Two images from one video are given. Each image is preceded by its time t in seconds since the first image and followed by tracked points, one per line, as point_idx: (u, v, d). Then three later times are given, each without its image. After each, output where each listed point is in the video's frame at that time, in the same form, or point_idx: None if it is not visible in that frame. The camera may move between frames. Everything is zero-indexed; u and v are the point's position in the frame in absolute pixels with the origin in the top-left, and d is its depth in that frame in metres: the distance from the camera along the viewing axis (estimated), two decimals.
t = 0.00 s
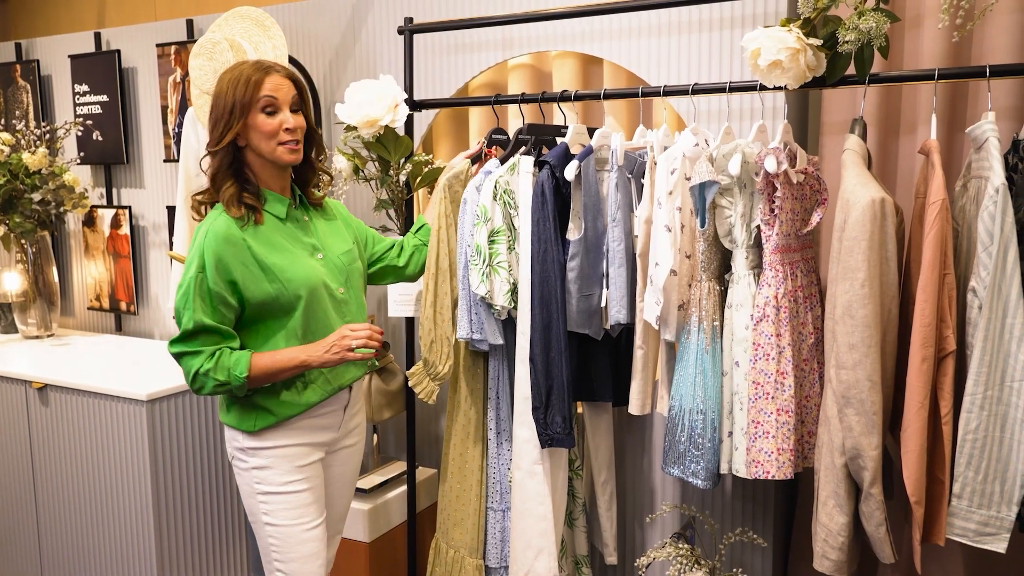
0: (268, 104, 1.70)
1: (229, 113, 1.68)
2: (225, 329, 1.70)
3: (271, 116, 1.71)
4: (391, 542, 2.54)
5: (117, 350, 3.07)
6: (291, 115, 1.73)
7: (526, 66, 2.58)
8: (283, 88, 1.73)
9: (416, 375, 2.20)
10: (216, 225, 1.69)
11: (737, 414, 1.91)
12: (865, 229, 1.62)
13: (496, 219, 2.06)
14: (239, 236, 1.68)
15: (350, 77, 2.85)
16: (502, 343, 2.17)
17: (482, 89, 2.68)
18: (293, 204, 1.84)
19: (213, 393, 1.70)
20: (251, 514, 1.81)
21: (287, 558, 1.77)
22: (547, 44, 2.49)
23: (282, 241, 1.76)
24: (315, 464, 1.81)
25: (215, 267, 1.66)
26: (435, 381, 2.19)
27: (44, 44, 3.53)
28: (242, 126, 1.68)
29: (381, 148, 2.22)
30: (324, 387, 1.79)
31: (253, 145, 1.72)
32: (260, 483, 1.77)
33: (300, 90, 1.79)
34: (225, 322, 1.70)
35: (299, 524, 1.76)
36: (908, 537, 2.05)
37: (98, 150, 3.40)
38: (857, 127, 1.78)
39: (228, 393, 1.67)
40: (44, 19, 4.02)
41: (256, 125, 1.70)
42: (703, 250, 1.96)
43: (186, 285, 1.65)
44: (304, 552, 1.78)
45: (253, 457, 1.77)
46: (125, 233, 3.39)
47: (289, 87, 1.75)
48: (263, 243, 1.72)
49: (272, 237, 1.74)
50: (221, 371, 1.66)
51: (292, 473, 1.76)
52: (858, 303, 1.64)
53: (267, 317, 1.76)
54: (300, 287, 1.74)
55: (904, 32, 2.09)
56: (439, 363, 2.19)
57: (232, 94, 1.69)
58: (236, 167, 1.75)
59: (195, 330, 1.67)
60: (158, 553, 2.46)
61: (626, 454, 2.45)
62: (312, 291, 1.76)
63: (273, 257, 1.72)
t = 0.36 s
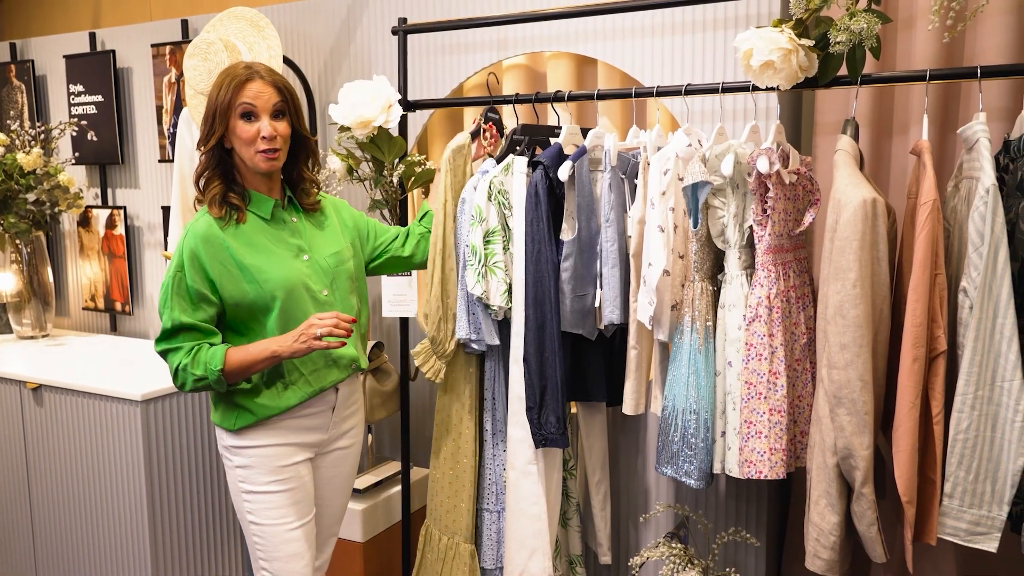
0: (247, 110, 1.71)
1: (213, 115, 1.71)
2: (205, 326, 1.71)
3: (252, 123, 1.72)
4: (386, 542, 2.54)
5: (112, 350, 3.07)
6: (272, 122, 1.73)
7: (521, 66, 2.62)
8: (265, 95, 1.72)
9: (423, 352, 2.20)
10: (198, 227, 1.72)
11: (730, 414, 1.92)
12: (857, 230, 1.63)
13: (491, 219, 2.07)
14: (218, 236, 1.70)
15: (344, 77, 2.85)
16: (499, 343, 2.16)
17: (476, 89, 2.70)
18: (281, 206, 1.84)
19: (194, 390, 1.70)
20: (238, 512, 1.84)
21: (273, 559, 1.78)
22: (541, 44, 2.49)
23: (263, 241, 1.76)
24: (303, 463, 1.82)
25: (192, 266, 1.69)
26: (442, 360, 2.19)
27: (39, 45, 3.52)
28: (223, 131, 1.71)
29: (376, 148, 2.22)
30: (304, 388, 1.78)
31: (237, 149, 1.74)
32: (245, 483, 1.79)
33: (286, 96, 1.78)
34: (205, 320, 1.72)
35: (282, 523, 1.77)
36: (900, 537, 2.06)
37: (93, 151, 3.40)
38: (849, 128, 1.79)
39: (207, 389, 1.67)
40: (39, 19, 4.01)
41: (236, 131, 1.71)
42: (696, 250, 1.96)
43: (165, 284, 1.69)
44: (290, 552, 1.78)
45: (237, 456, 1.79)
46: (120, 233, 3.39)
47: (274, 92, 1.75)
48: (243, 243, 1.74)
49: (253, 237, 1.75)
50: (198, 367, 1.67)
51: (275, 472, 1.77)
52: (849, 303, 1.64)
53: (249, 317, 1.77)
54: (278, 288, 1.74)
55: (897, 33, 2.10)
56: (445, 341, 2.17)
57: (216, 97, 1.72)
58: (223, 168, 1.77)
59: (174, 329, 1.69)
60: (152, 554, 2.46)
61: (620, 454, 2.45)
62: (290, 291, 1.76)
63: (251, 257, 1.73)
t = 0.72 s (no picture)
0: (241, 108, 1.71)
1: (207, 116, 1.71)
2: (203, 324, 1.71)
3: (246, 121, 1.72)
4: (383, 541, 2.54)
5: (110, 349, 3.07)
6: (266, 120, 1.73)
7: (517, 66, 2.61)
8: (258, 93, 1.72)
9: (443, 365, 1.99)
10: (195, 227, 1.73)
11: (726, 412, 1.92)
12: (852, 228, 1.63)
13: (494, 217, 2.07)
14: (214, 236, 1.71)
15: (342, 76, 2.86)
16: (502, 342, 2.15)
17: (474, 88, 2.68)
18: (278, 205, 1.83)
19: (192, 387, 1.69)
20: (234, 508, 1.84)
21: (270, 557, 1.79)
22: (537, 44, 2.49)
23: (259, 241, 1.76)
24: (300, 462, 1.82)
25: (188, 266, 1.69)
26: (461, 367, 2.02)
27: (37, 44, 3.52)
28: (218, 130, 1.71)
29: (373, 148, 2.23)
30: (302, 387, 1.79)
31: (233, 148, 1.74)
32: (240, 480, 1.80)
33: (280, 93, 1.77)
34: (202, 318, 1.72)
35: (277, 522, 1.77)
36: (895, 535, 2.06)
37: (90, 150, 3.40)
38: (845, 127, 1.79)
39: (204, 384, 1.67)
40: (36, 20, 4.02)
41: (231, 130, 1.71)
42: (692, 249, 1.96)
43: (164, 285, 1.70)
44: (285, 550, 1.79)
45: (233, 453, 1.80)
46: (118, 233, 3.39)
47: (267, 90, 1.75)
48: (240, 243, 1.74)
49: (249, 237, 1.75)
50: (196, 363, 1.66)
51: (271, 471, 1.77)
52: (844, 301, 1.64)
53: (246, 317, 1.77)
54: (274, 287, 1.74)
55: (893, 33, 2.10)
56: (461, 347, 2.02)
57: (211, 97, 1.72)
58: (219, 168, 1.77)
59: (172, 328, 1.70)
60: (150, 553, 2.46)
61: (617, 453, 2.45)
62: (286, 291, 1.76)
63: (247, 257, 1.74)
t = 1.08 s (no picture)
0: (272, 118, 1.72)
1: (235, 120, 1.68)
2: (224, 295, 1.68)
3: (271, 130, 1.73)
4: (383, 541, 2.55)
5: (112, 350, 3.08)
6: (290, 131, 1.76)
7: (518, 67, 2.61)
8: (287, 104, 1.74)
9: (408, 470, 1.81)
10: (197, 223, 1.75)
11: (725, 413, 1.92)
12: (850, 230, 1.63)
13: (499, 219, 2.06)
14: (215, 229, 1.73)
15: (343, 78, 2.86)
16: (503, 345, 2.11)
17: (474, 90, 2.72)
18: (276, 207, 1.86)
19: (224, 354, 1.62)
20: (234, 507, 1.86)
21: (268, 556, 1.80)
22: (538, 45, 2.50)
23: (257, 238, 1.79)
24: (299, 462, 1.83)
25: (195, 254, 1.69)
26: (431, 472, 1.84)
27: (40, 45, 3.54)
28: (248, 135, 1.70)
29: (374, 149, 2.20)
30: (297, 384, 1.79)
31: (251, 153, 1.74)
32: (240, 479, 1.82)
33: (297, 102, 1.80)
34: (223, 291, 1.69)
35: (275, 521, 1.78)
36: (894, 536, 2.06)
37: (93, 151, 3.41)
38: (844, 129, 1.79)
39: (238, 341, 1.61)
40: (39, 21, 4.03)
41: (258, 138, 1.71)
42: (691, 251, 1.97)
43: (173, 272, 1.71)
44: (284, 549, 1.79)
45: (233, 453, 1.82)
46: (120, 233, 3.40)
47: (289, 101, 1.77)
48: (239, 238, 1.76)
49: (249, 234, 1.78)
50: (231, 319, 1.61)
51: (270, 470, 1.79)
52: (842, 302, 1.65)
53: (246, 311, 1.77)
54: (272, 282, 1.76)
55: (893, 34, 2.11)
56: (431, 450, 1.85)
57: (240, 100, 1.68)
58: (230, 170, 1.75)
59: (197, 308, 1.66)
60: (152, 552, 2.47)
61: (616, 453, 2.46)
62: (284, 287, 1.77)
63: (246, 252, 1.76)
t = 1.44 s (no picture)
0: (284, 121, 1.74)
1: (249, 118, 1.72)
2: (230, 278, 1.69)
3: (283, 133, 1.75)
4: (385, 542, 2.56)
5: (117, 350, 3.10)
6: (302, 137, 1.77)
7: (522, 68, 2.69)
8: (303, 110, 1.75)
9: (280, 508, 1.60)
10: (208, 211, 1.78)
11: (725, 415, 1.93)
12: (849, 232, 1.64)
13: (503, 220, 2.07)
14: (224, 219, 1.76)
15: (347, 79, 2.88)
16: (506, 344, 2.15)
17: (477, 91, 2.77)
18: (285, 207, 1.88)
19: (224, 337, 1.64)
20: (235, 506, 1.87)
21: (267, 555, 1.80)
22: (540, 47, 2.50)
23: (264, 234, 1.81)
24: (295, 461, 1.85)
25: (200, 240, 1.71)
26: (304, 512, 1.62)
27: (46, 47, 3.56)
28: (256, 133, 1.73)
29: (375, 150, 2.13)
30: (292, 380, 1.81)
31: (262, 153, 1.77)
32: (236, 478, 1.82)
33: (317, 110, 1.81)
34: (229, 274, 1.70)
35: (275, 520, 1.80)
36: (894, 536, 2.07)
37: (98, 152, 3.43)
38: (844, 130, 1.79)
39: (236, 325, 1.62)
40: (45, 22, 4.05)
41: (268, 138, 1.74)
42: (692, 251, 1.97)
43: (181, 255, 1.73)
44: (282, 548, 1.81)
45: (229, 452, 1.82)
46: (125, 234, 3.42)
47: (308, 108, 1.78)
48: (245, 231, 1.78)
49: (256, 229, 1.80)
50: (233, 304, 1.62)
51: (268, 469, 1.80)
52: (841, 304, 1.65)
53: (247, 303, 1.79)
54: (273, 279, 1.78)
55: (895, 35, 2.11)
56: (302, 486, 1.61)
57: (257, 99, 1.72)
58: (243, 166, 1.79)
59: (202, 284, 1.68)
60: (156, 552, 2.49)
61: (618, 454, 2.46)
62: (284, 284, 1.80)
63: (251, 246, 1.78)
